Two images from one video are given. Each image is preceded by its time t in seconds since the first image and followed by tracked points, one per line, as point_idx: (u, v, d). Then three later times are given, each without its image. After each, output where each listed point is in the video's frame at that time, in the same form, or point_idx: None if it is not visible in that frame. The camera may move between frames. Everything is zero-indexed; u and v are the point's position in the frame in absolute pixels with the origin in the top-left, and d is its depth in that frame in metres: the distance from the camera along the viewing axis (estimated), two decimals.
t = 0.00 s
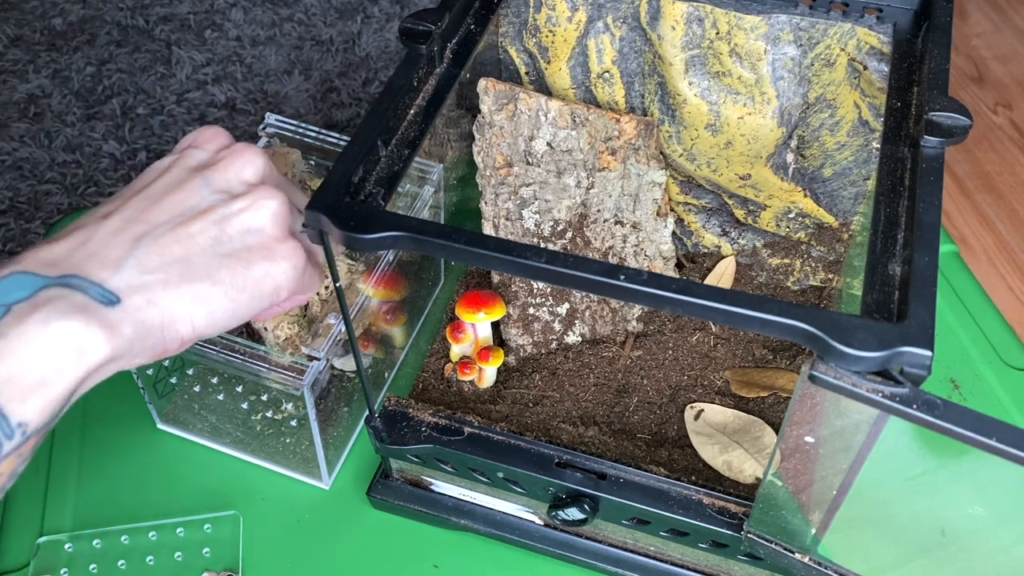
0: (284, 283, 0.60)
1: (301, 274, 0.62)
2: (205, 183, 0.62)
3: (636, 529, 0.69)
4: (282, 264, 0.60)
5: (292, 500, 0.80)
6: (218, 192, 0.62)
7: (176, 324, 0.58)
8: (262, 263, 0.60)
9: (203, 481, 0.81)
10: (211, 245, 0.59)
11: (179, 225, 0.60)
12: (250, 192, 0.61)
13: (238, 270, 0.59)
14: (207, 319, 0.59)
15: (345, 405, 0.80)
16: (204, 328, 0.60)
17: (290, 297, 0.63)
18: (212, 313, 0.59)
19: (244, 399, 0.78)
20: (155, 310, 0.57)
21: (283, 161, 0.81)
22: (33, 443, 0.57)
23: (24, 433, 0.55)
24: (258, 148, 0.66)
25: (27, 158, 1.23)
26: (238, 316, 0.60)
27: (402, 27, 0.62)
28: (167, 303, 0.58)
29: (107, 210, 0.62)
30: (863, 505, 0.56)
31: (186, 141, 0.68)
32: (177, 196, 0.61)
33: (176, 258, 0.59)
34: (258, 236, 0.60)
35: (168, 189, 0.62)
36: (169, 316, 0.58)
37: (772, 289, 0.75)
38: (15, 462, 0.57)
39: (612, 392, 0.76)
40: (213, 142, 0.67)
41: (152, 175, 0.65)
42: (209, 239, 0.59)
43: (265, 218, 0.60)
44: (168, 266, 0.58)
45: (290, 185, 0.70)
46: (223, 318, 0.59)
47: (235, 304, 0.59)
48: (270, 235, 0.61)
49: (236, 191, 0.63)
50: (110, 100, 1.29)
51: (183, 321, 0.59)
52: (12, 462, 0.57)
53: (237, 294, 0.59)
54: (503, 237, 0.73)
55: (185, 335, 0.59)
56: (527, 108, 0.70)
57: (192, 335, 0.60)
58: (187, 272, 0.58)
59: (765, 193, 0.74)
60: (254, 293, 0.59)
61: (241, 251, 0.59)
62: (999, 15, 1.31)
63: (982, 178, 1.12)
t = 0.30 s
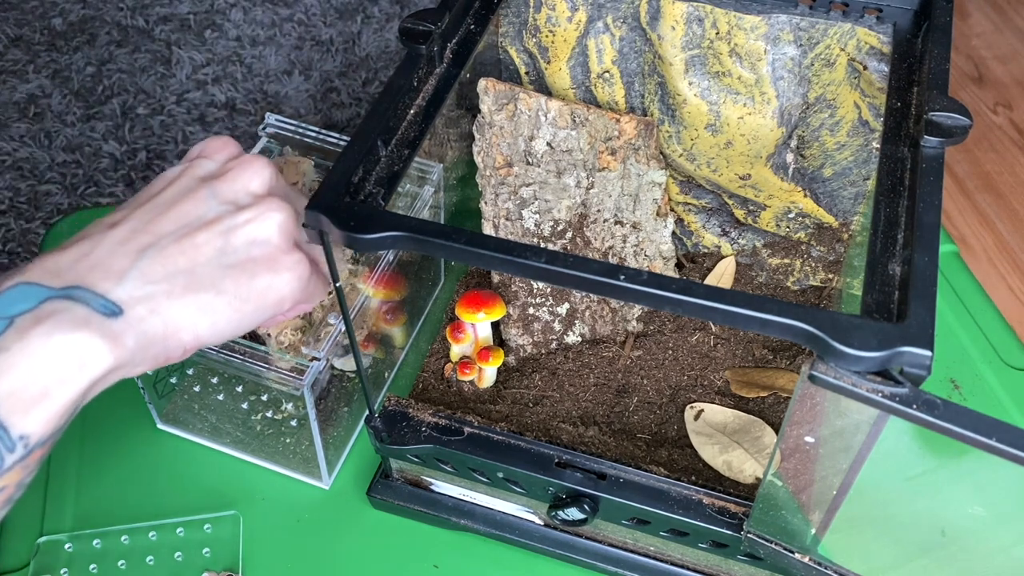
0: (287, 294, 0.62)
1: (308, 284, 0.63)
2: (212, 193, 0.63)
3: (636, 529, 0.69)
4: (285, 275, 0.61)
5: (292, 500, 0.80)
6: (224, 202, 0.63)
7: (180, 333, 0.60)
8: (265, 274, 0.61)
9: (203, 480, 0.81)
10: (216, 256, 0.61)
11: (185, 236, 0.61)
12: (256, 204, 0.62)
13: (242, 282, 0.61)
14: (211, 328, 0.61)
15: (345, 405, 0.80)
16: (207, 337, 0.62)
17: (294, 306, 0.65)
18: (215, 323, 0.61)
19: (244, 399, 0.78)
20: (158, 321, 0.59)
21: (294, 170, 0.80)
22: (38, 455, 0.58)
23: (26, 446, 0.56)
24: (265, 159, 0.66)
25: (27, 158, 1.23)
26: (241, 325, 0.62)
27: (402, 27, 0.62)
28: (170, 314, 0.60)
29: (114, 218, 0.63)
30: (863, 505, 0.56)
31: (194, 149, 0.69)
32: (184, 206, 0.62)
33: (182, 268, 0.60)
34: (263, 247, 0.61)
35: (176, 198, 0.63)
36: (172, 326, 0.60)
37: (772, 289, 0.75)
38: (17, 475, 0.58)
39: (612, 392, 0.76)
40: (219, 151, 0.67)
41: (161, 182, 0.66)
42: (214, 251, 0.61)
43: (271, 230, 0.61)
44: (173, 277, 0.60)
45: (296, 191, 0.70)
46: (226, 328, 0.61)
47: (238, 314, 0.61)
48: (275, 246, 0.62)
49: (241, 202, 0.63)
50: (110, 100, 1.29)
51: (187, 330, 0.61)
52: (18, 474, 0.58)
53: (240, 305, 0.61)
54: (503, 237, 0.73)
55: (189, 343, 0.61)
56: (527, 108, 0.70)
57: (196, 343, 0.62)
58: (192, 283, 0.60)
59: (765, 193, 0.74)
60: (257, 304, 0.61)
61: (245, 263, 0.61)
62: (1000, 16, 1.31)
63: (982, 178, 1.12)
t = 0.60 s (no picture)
0: (298, 336, 0.66)
1: (318, 326, 0.67)
2: (236, 231, 0.66)
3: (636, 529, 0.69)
4: (298, 318, 0.65)
5: (292, 501, 0.80)
6: (247, 241, 0.66)
7: (189, 370, 0.64)
8: (279, 316, 0.65)
9: (203, 480, 0.81)
10: (232, 296, 0.64)
11: (205, 274, 0.63)
12: (278, 244, 0.65)
13: (256, 324, 0.64)
14: (221, 366, 0.64)
15: (345, 405, 0.80)
16: (214, 376, 0.65)
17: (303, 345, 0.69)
18: (225, 362, 0.64)
19: (244, 399, 0.78)
20: (170, 358, 0.62)
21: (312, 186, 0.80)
22: (34, 490, 0.61)
23: (21, 481, 0.59)
24: (289, 197, 0.68)
25: (27, 158, 1.23)
26: (250, 364, 0.66)
27: (402, 27, 0.62)
28: (182, 351, 0.63)
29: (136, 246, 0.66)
30: (863, 504, 0.56)
31: (221, 179, 0.72)
32: (206, 242, 0.65)
33: (197, 307, 0.63)
34: (280, 290, 0.64)
35: (200, 232, 0.66)
36: (182, 364, 0.63)
37: (772, 289, 0.75)
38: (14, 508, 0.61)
39: (612, 392, 0.76)
40: (245, 183, 0.71)
41: (186, 212, 0.69)
42: (231, 291, 0.64)
43: (290, 274, 0.64)
44: (188, 316, 0.63)
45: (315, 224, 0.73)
46: (236, 367, 0.65)
47: (249, 355, 0.65)
48: (292, 290, 0.65)
49: (263, 240, 0.66)
50: (110, 100, 1.29)
51: (196, 369, 0.64)
52: (13, 509, 0.61)
53: (251, 346, 0.65)
54: (503, 237, 0.73)
55: (197, 379, 0.65)
56: (527, 108, 0.70)
57: (202, 380, 0.65)
58: (207, 322, 0.63)
59: (765, 193, 0.74)
60: (268, 345, 0.65)
61: (260, 304, 0.64)
62: (1000, 16, 1.31)
63: (982, 178, 1.12)
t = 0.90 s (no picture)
0: (309, 332, 0.67)
1: (329, 322, 0.69)
2: (252, 225, 0.68)
3: (636, 529, 0.69)
4: (311, 314, 0.67)
5: (292, 500, 0.80)
6: (263, 236, 0.68)
7: (204, 362, 0.65)
8: (293, 311, 0.67)
9: (203, 480, 0.81)
10: (248, 289, 0.66)
11: (222, 267, 0.66)
12: (293, 241, 0.67)
13: (271, 318, 0.66)
14: (234, 360, 0.66)
15: (345, 405, 0.80)
16: (227, 369, 0.66)
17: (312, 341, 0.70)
18: (239, 355, 0.66)
19: (244, 399, 0.78)
20: (186, 349, 0.63)
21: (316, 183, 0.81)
22: (44, 478, 0.60)
23: (33, 466, 0.58)
24: (304, 196, 0.71)
25: (27, 158, 1.23)
26: (263, 359, 0.67)
27: (403, 27, 0.62)
28: (198, 343, 0.64)
29: (153, 236, 0.68)
30: (863, 504, 0.56)
31: (236, 174, 0.74)
32: (223, 235, 0.67)
33: (214, 299, 0.65)
34: (295, 285, 0.67)
35: (215, 226, 0.68)
36: (198, 356, 0.64)
37: (772, 289, 0.75)
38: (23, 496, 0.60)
39: (612, 392, 0.76)
40: (260, 179, 0.73)
41: (202, 206, 0.71)
42: (247, 285, 0.66)
43: (305, 270, 0.66)
44: (205, 307, 0.64)
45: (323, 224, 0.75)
46: (248, 361, 0.66)
47: (262, 349, 0.66)
48: (305, 285, 0.67)
49: (279, 235, 0.68)
50: (110, 100, 1.29)
51: (210, 360, 0.65)
52: (23, 495, 0.60)
53: (266, 340, 0.66)
54: (504, 237, 0.73)
55: (210, 372, 0.66)
56: (527, 108, 0.70)
57: (215, 372, 0.66)
58: (223, 315, 0.65)
59: (765, 193, 0.74)
60: (281, 340, 0.67)
61: (275, 299, 0.66)
62: (1000, 16, 1.31)
63: (982, 178, 1.12)
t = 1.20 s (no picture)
0: (293, 325, 0.66)
1: (314, 316, 0.67)
2: (237, 218, 0.66)
3: (636, 529, 0.69)
4: (295, 307, 0.65)
5: (292, 500, 0.80)
6: (248, 229, 0.66)
7: (187, 352, 0.63)
8: (277, 304, 0.65)
9: (202, 481, 0.81)
10: (233, 281, 0.64)
11: (207, 258, 0.64)
12: (280, 234, 0.65)
13: (255, 311, 0.64)
14: (217, 351, 0.64)
15: (345, 405, 0.80)
16: (211, 359, 0.65)
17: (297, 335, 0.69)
18: (222, 347, 0.64)
19: (244, 399, 0.78)
20: (170, 338, 0.62)
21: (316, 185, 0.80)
22: (29, 461, 0.60)
23: (16, 448, 0.58)
24: (292, 189, 0.69)
25: (27, 158, 1.23)
26: (246, 351, 0.66)
27: (402, 27, 0.62)
28: (182, 332, 0.62)
29: (137, 227, 0.66)
30: (863, 504, 0.56)
31: (225, 167, 0.72)
32: (208, 227, 0.65)
33: (198, 290, 0.63)
34: (279, 278, 0.65)
35: (202, 218, 0.66)
36: (181, 345, 0.63)
37: (772, 289, 0.75)
38: (8, 479, 0.60)
39: (612, 392, 0.76)
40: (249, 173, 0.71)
41: (188, 198, 0.69)
42: (232, 276, 0.64)
43: (290, 263, 0.65)
44: (189, 297, 0.63)
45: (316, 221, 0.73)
46: (231, 352, 0.65)
47: (245, 340, 0.65)
48: (290, 278, 0.65)
49: (265, 229, 0.66)
50: (110, 100, 1.29)
51: (194, 351, 0.63)
52: (8, 478, 0.60)
53: (249, 332, 0.64)
54: (503, 237, 0.73)
55: (192, 363, 0.64)
56: (527, 108, 0.70)
57: (199, 363, 0.65)
58: (207, 306, 0.63)
59: (765, 193, 0.74)
60: (264, 332, 0.65)
61: (259, 291, 0.64)
62: (1000, 16, 1.31)
63: (982, 178, 1.12)
